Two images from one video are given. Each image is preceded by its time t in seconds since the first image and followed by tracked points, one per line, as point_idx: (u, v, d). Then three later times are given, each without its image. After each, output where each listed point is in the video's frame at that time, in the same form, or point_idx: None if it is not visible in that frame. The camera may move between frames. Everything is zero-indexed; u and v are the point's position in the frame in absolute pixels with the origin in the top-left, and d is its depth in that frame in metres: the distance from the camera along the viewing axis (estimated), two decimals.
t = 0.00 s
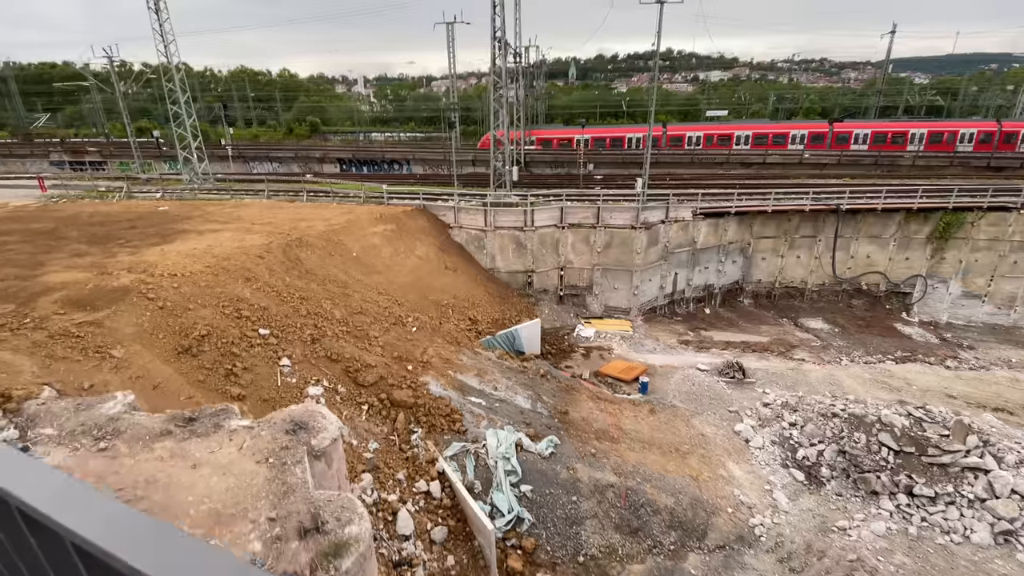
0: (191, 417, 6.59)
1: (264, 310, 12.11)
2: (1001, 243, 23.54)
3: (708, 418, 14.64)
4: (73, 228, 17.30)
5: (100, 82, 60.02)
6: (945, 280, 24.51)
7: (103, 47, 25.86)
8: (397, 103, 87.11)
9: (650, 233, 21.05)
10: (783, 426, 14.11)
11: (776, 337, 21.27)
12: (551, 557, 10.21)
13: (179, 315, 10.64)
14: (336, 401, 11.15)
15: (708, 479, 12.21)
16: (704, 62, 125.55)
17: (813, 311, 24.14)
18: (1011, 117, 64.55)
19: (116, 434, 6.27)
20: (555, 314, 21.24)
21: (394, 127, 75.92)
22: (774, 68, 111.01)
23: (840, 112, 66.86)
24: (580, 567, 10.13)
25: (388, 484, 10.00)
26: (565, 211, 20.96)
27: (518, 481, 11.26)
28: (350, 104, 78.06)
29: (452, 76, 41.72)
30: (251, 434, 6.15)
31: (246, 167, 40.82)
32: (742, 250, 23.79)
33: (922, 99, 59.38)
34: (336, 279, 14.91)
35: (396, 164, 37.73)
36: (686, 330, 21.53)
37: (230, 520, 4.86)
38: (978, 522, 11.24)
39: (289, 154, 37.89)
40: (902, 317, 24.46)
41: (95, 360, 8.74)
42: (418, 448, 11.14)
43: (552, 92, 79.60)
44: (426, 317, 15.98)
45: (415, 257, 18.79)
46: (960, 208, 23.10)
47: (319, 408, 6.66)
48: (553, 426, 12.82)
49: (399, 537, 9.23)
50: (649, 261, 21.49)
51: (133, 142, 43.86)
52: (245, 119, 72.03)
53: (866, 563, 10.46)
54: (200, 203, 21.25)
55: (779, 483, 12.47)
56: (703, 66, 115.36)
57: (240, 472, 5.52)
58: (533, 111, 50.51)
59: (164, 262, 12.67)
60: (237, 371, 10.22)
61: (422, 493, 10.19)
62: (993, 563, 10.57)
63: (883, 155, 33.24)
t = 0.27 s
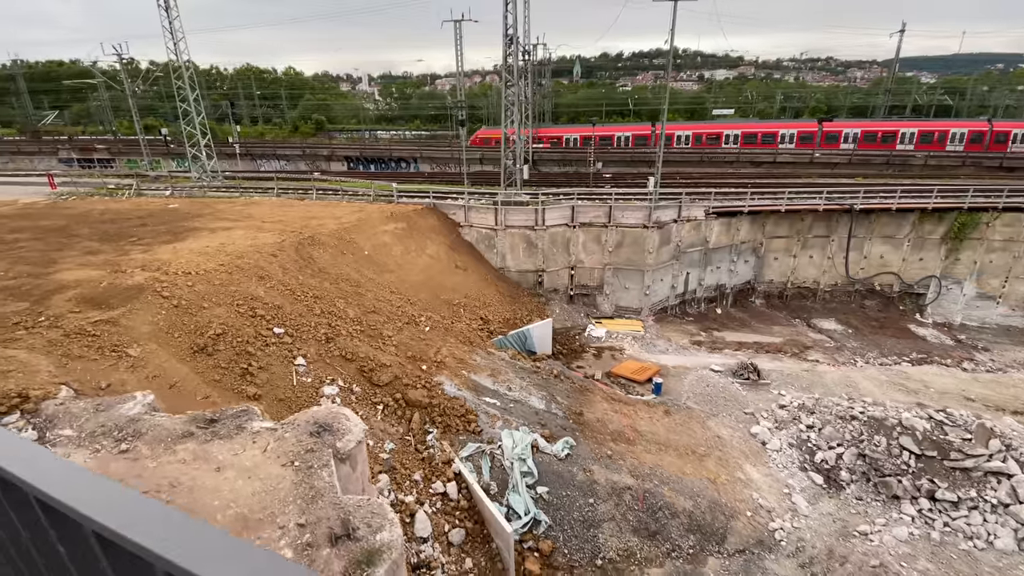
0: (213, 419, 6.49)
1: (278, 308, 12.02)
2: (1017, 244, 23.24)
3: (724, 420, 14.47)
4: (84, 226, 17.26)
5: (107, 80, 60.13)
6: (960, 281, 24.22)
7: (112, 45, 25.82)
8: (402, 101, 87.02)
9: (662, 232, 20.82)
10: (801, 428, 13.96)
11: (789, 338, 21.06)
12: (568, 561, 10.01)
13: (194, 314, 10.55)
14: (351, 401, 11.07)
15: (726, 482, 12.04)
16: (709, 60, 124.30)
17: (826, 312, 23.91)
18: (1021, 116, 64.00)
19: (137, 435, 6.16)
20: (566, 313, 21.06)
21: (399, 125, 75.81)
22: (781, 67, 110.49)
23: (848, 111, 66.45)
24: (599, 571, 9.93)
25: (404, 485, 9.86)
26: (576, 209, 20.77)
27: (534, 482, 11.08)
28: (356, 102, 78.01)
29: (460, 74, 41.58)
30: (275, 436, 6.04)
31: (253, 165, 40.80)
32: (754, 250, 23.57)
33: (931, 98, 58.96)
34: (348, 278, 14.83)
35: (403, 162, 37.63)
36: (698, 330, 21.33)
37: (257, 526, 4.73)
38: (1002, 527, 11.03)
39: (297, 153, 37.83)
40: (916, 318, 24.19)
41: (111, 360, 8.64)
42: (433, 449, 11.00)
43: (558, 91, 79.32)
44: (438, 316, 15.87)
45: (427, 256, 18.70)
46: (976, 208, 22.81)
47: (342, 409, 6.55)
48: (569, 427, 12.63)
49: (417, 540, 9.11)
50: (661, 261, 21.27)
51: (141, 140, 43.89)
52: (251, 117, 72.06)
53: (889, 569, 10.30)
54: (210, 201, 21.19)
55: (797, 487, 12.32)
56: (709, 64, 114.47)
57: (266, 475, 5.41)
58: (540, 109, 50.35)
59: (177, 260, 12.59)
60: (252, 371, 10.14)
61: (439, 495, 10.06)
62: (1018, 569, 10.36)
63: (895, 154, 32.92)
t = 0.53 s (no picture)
0: (232, 427, 6.37)
1: (291, 314, 11.94)
2: None
3: (739, 426, 14.31)
4: (93, 230, 17.21)
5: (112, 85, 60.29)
6: (972, 285, 24.00)
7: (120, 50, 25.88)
8: (406, 106, 87.12)
9: (672, 236, 20.66)
10: (817, 435, 13.82)
11: (800, 343, 20.88)
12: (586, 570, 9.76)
13: (207, 320, 10.45)
14: (364, 407, 10.96)
15: (743, 490, 11.88)
16: (711, 63, 123.94)
17: (837, 316, 23.72)
18: None
19: (156, 444, 6.04)
20: (575, 318, 20.87)
21: (403, 129, 75.84)
22: (783, 70, 110.66)
23: (852, 114, 66.38)
24: None
25: (419, 494, 9.70)
26: (586, 213, 20.63)
27: (550, 491, 10.88)
28: (360, 107, 78.23)
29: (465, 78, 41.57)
30: (298, 446, 5.93)
31: (259, 169, 40.79)
32: (764, 254, 23.41)
33: (936, 101, 58.91)
34: (359, 283, 14.76)
35: (409, 166, 37.59)
36: (709, 334, 21.15)
37: (283, 540, 4.59)
38: None
39: (303, 157, 37.84)
40: (927, 322, 23.97)
41: (125, 366, 8.53)
42: (448, 456, 10.84)
43: (561, 95, 79.34)
44: (449, 321, 15.75)
45: (436, 260, 18.61)
46: (987, 212, 22.63)
47: (363, 418, 6.42)
48: (583, 434, 12.46)
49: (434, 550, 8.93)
50: (670, 265, 21.09)
51: (146, 144, 43.92)
52: (255, 121, 72.16)
53: None
54: (218, 205, 21.15)
55: (816, 495, 12.15)
56: (712, 68, 114.43)
57: (290, 486, 5.28)
58: (545, 113, 50.31)
59: (188, 265, 12.51)
60: (266, 377, 10.05)
61: (454, 503, 9.91)
62: None
63: (903, 158, 32.76)
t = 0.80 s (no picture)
0: (250, 431, 6.25)
1: (302, 315, 11.82)
2: None
3: (753, 430, 14.15)
4: (101, 231, 17.13)
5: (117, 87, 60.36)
6: (983, 288, 23.76)
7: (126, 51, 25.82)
8: (409, 107, 87.11)
9: (682, 238, 20.46)
10: (834, 439, 13.66)
11: (812, 346, 20.69)
12: None
13: (218, 321, 10.32)
14: (377, 411, 10.82)
15: (760, 496, 11.71)
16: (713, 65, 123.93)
17: (847, 319, 23.52)
18: None
19: (173, 450, 5.91)
20: (584, 320, 20.63)
21: (406, 131, 75.78)
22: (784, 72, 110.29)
23: (855, 115, 66.15)
24: None
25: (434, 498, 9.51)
26: (595, 215, 20.44)
27: (565, 496, 10.68)
28: (363, 109, 78.23)
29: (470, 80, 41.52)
30: (318, 451, 5.78)
31: (264, 171, 40.75)
32: (774, 256, 23.22)
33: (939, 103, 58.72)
34: (369, 285, 14.67)
35: (415, 168, 37.50)
36: (719, 337, 20.96)
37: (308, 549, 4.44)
38: None
39: (308, 158, 37.76)
40: (938, 325, 23.74)
41: (137, 368, 8.40)
42: (461, 460, 10.67)
43: (565, 97, 79.25)
44: (459, 323, 15.60)
45: (445, 262, 18.49)
46: (1000, 214, 22.42)
47: (384, 423, 6.28)
48: (597, 438, 12.26)
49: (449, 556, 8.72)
50: (680, 267, 20.88)
51: (152, 146, 43.91)
52: (259, 123, 72.21)
53: None
54: (225, 206, 21.07)
55: (834, 500, 11.98)
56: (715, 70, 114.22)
57: (312, 493, 5.14)
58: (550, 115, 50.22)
59: (198, 266, 12.39)
60: (279, 380, 9.93)
61: (469, 508, 9.73)
62: None
63: (911, 159, 32.57)
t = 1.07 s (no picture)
0: (270, 436, 6.11)
1: (314, 317, 11.70)
2: None
3: (769, 435, 13.98)
4: (110, 231, 17.04)
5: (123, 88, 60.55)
6: (997, 291, 23.47)
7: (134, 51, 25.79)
8: (413, 109, 87.10)
9: (693, 240, 20.22)
10: (851, 445, 13.52)
11: (824, 349, 20.47)
12: None
13: (231, 323, 10.20)
14: (390, 414, 10.68)
15: (779, 502, 11.52)
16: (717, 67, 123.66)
17: (859, 322, 23.28)
18: None
19: (192, 455, 5.76)
20: (594, 323, 20.32)
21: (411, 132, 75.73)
22: (788, 74, 109.89)
23: (860, 117, 65.82)
24: None
25: (449, 504, 9.33)
26: (605, 216, 20.17)
27: (581, 502, 10.48)
28: (367, 110, 78.28)
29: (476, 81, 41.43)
30: (341, 458, 5.64)
31: (270, 171, 40.74)
32: (785, 258, 23.00)
33: (946, 105, 58.40)
34: (380, 286, 14.55)
35: (421, 169, 37.41)
36: (730, 340, 20.74)
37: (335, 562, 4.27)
38: None
39: (315, 159, 37.72)
40: (951, 329, 23.45)
41: (151, 371, 8.27)
42: (476, 465, 10.49)
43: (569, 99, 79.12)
44: (470, 325, 15.42)
45: (454, 263, 18.35)
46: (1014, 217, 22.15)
47: (406, 428, 6.13)
48: (612, 443, 12.06)
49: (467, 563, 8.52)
50: (691, 269, 20.65)
51: (158, 146, 43.95)
52: (264, 124, 72.31)
53: None
54: (233, 207, 21.01)
55: (853, 507, 11.80)
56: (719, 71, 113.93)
57: (338, 502, 4.99)
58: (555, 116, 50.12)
59: (210, 266, 12.29)
60: (293, 382, 9.80)
61: (485, 514, 9.56)
62: None
63: (921, 162, 32.29)
